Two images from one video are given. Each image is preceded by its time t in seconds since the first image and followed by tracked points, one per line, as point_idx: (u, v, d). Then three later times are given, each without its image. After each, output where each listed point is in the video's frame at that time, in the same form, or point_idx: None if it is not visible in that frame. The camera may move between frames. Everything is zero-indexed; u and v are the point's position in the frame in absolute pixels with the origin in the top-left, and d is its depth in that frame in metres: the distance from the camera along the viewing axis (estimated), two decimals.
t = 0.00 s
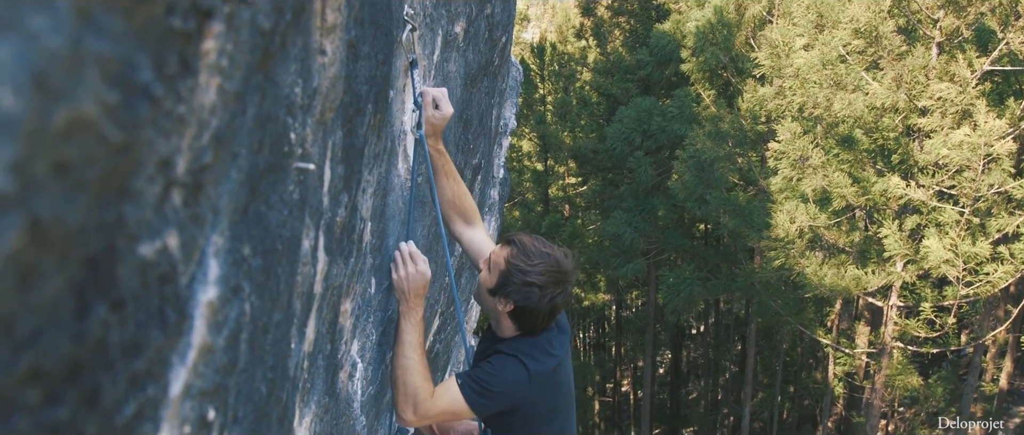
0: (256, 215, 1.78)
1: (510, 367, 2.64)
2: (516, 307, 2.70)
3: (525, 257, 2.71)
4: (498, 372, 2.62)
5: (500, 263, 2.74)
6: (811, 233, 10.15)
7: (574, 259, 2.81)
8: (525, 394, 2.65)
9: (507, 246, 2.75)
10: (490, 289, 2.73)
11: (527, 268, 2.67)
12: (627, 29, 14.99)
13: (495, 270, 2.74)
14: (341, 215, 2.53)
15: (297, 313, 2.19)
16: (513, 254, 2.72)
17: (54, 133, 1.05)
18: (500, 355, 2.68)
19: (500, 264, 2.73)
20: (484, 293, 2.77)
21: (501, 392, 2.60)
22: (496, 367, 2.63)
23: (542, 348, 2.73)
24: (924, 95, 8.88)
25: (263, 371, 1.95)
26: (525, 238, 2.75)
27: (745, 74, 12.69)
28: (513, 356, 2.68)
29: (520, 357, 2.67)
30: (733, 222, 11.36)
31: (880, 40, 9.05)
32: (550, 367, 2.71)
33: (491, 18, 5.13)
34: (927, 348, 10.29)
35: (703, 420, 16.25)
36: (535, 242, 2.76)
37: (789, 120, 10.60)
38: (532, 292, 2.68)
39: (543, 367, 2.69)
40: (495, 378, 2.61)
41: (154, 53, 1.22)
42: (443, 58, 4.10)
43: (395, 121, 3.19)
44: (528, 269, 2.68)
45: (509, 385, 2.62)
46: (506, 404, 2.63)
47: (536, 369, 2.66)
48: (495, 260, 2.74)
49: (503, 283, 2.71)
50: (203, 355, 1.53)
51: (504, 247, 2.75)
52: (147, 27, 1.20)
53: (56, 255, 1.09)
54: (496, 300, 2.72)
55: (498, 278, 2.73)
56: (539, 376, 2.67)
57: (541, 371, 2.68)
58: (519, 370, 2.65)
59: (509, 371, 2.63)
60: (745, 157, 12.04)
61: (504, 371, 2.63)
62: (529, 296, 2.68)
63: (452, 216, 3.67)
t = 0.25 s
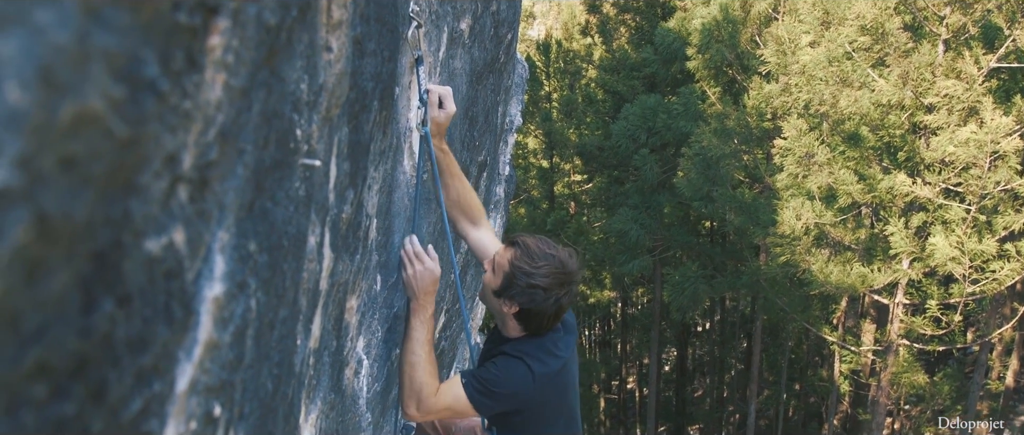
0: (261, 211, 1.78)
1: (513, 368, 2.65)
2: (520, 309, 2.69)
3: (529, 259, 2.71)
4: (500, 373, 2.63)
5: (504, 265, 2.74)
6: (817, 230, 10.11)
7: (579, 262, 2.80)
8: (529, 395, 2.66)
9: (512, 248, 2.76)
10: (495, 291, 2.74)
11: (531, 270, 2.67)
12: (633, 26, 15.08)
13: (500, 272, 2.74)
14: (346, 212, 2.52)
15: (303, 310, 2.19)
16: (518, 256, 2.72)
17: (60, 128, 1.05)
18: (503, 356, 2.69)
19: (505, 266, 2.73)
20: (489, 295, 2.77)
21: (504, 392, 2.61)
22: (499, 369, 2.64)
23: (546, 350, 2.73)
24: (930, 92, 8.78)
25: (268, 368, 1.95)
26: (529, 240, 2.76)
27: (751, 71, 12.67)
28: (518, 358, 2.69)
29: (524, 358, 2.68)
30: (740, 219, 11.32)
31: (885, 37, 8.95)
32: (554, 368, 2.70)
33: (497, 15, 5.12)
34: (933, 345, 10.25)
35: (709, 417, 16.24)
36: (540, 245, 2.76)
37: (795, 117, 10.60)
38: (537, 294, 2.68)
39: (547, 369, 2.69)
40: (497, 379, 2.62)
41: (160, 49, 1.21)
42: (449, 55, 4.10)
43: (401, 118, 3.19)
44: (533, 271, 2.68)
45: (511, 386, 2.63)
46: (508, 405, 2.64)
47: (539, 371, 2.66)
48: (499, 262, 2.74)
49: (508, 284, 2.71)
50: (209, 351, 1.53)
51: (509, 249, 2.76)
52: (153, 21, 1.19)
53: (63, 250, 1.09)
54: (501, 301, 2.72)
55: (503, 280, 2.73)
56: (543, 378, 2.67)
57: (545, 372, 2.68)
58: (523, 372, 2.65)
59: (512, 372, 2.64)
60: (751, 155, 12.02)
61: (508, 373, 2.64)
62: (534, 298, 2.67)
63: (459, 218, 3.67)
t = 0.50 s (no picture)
0: (266, 206, 1.78)
1: (524, 369, 2.58)
2: (537, 315, 2.61)
3: (550, 266, 2.66)
4: (510, 373, 2.56)
5: (525, 271, 2.68)
6: (822, 227, 10.10)
7: (601, 274, 2.72)
8: (536, 399, 2.57)
9: (536, 255, 2.71)
10: (513, 295, 2.67)
11: (550, 277, 2.62)
12: (638, 23, 14.86)
13: (520, 276, 2.68)
14: (351, 207, 2.52)
15: (308, 305, 2.19)
16: (539, 261, 2.67)
17: (65, 120, 1.04)
18: (515, 357, 2.62)
19: (526, 272, 2.68)
20: (506, 300, 2.70)
21: (511, 391, 2.54)
22: (510, 368, 2.57)
23: (561, 357, 2.64)
24: (936, 88, 8.78)
25: (274, 362, 1.95)
26: (554, 248, 2.71)
27: (756, 68, 12.57)
28: (529, 362, 2.61)
29: (536, 363, 2.60)
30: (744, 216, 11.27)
31: (891, 33, 8.97)
32: (567, 376, 2.60)
33: (502, 11, 5.11)
34: (938, 342, 10.22)
35: (713, 414, 16.23)
36: (563, 253, 2.71)
37: (800, 114, 10.55)
38: (555, 303, 2.60)
39: (559, 377, 2.59)
40: (506, 378, 2.55)
41: (165, 42, 1.21)
42: (453, 51, 4.09)
43: (405, 114, 3.18)
44: (554, 280, 2.62)
45: (519, 386, 2.55)
46: (516, 406, 2.56)
47: (550, 377, 2.58)
48: (520, 267, 2.69)
49: (527, 290, 2.64)
50: (215, 345, 1.53)
51: (531, 255, 2.72)
52: (159, 15, 1.19)
53: (67, 242, 1.08)
54: (518, 305, 2.64)
55: (522, 285, 2.67)
56: (554, 385, 2.58)
57: (557, 380, 2.59)
58: (533, 374, 2.58)
59: (522, 373, 2.57)
60: (756, 151, 11.99)
61: (518, 373, 2.57)
62: (551, 305, 2.59)
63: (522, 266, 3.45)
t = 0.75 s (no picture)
0: (270, 202, 1.78)
1: (531, 363, 2.54)
2: (554, 314, 2.59)
3: (567, 266, 2.62)
4: (517, 366, 2.52)
5: (542, 271, 2.63)
6: (824, 223, 10.05)
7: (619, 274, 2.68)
8: (543, 394, 2.53)
9: (552, 255, 2.66)
10: (530, 293, 2.64)
11: (567, 277, 2.57)
12: (642, 19, 14.69)
13: (536, 276, 2.64)
14: (355, 203, 2.52)
15: (312, 301, 2.19)
16: (556, 261, 2.62)
17: (67, 114, 1.04)
18: (523, 351, 2.58)
19: (543, 271, 2.63)
20: (522, 298, 2.67)
21: (518, 384, 2.51)
22: (519, 362, 2.53)
23: (570, 354, 2.60)
24: (939, 85, 8.74)
25: (276, 359, 1.95)
26: (571, 249, 2.66)
27: (758, 64, 12.59)
28: (538, 357, 2.57)
29: (544, 359, 2.56)
30: (747, 212, 11.24)
31: (894, 30, 8.93)
32: (575, 373, 2.57)
33: (506, 7, 5.11)
34: (942, 339, 10.21)
35: (716, 411, 16.24)
36: (580, 253, 2.66)
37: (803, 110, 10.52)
38: (573, 303, 2.57)
39: (567, 374, 2.56)
40: (513, 371, 2.51)
41: (169, 36, 1.21)
42: (457, 47, 4.09)
43: (409, 110, 3.18)
44: (571, 280, 2.57)
45: (526, 380, 2.52)
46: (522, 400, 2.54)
47: (558, 372, 2.54)
48: (536, 265, 2.65)
49: (544, 290, 2.60)
50: (218, 341, 1.53)
51: (547, 254, 2.66)
52: (162, 8, 1.18)
53: (71, 237, 1.08)
54: (535, 304, 2.62)
55: (539, 284, 2.62)
56: (561, 381, 2.55)
57: (564, 376, 2.55)
58: (540, 368, 2.54)
59: (530, 367, 2.53)
60: (759, 148, 11.98)
61: (525, 367, 2.53)
62: (568, 305, 2.57)
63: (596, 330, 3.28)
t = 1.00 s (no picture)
0: (271, 200, 1.78)
1: (534, 354, 2.52)
2: (569, 306, 2.59)
3: (582, 257, 2.60)
4: (519, 356, 2.51)
5: (556, 263, 2.62)
6: (825, 221, 10.03)
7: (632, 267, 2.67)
8: (545, 385, 2.51)
9: (566, 247, 2.65)
10: (543, 285, 2.64)
11: (581, 268, 2.56)
12: (644, 17, 14.70)
13: (550, 268, 2.63)
14: (356, 200, 2.53)
15: (313, 298, 2.19)
16: (569, 253, 2.62)
17: (70, 112, 1.04)
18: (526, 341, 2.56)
19: (557, 263, 2.62)
20: (536, 291, 2.67)
21: (521, 375, 2.49)
22: (523, 353, 2.52)
23: (574, 345, 2.58)
24: (940, 83, 8.75)
25: (277, 356, 1.95)
26: (585, 241, 2.64)
27: (759, 62, 12.61)
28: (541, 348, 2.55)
29: (547, 349, 2.53)
30: (748, 210, 11.23)
31: (895, 28, 8.94)
32: (577, 364, 2.54)
33: (507, 5, 5.11)
34: (942, 337, 10.20)
35: (716, 409, 16.24)
36: (596, 245, 2.65)
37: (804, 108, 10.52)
38: (586, 295, 2.56)
39: (569, 364, 2.53)
40: (516, 362, 2.50)
41: (170, 33, 1.20)
42: (458, 44, 4.09)
43: (410, 107, 3.18)
44: (585, 272, 2.57)
45: (530, 371, 2.50)
46: (525, 391, 2.52)
47: (560, 363, 2.52)
48: (550, 258, 2.64)
49: (558, 282, 2.60)
50: (219, 339, 1.53)
51: (562, 246, 2.65)
52: (164, 6, 1.18)
53: (72, 234, 1.08)
54: (549, 296, 2.62)
55: (554, 276, 2.62)
56: (564, 371, 2.52)
57: (567, 365, 2.53)
58: (542, 358, 2.51)
59: (532, 358, 2.51)
60: (760, 145, 11.97)
61: (528, 357, 2.51)
62: (582, 296, 2.56)
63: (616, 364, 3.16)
